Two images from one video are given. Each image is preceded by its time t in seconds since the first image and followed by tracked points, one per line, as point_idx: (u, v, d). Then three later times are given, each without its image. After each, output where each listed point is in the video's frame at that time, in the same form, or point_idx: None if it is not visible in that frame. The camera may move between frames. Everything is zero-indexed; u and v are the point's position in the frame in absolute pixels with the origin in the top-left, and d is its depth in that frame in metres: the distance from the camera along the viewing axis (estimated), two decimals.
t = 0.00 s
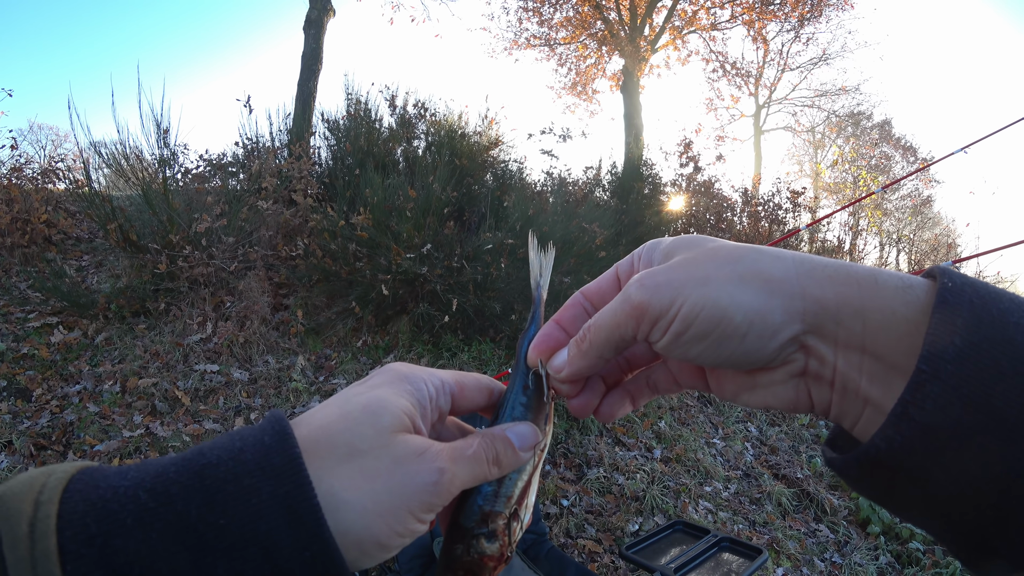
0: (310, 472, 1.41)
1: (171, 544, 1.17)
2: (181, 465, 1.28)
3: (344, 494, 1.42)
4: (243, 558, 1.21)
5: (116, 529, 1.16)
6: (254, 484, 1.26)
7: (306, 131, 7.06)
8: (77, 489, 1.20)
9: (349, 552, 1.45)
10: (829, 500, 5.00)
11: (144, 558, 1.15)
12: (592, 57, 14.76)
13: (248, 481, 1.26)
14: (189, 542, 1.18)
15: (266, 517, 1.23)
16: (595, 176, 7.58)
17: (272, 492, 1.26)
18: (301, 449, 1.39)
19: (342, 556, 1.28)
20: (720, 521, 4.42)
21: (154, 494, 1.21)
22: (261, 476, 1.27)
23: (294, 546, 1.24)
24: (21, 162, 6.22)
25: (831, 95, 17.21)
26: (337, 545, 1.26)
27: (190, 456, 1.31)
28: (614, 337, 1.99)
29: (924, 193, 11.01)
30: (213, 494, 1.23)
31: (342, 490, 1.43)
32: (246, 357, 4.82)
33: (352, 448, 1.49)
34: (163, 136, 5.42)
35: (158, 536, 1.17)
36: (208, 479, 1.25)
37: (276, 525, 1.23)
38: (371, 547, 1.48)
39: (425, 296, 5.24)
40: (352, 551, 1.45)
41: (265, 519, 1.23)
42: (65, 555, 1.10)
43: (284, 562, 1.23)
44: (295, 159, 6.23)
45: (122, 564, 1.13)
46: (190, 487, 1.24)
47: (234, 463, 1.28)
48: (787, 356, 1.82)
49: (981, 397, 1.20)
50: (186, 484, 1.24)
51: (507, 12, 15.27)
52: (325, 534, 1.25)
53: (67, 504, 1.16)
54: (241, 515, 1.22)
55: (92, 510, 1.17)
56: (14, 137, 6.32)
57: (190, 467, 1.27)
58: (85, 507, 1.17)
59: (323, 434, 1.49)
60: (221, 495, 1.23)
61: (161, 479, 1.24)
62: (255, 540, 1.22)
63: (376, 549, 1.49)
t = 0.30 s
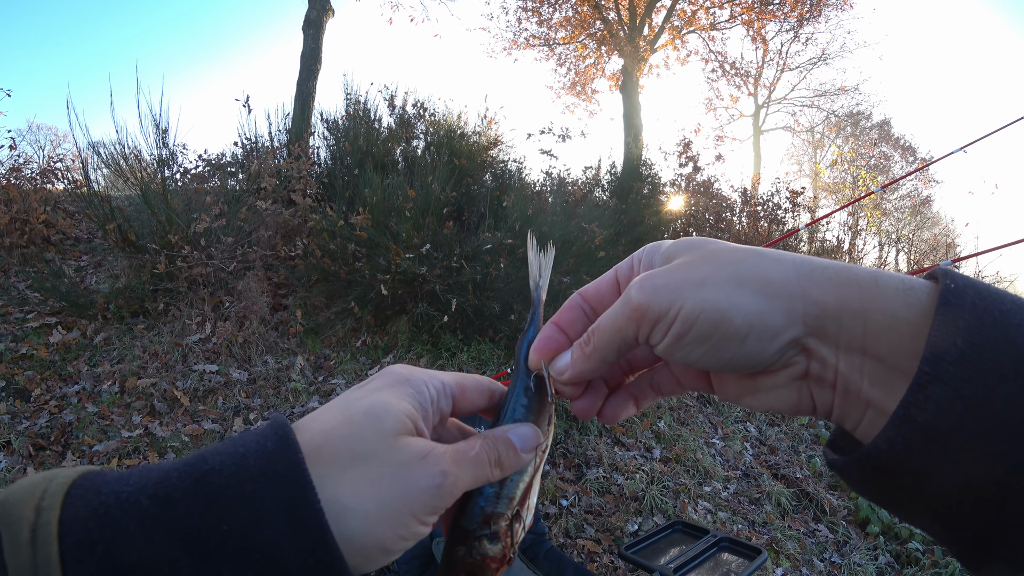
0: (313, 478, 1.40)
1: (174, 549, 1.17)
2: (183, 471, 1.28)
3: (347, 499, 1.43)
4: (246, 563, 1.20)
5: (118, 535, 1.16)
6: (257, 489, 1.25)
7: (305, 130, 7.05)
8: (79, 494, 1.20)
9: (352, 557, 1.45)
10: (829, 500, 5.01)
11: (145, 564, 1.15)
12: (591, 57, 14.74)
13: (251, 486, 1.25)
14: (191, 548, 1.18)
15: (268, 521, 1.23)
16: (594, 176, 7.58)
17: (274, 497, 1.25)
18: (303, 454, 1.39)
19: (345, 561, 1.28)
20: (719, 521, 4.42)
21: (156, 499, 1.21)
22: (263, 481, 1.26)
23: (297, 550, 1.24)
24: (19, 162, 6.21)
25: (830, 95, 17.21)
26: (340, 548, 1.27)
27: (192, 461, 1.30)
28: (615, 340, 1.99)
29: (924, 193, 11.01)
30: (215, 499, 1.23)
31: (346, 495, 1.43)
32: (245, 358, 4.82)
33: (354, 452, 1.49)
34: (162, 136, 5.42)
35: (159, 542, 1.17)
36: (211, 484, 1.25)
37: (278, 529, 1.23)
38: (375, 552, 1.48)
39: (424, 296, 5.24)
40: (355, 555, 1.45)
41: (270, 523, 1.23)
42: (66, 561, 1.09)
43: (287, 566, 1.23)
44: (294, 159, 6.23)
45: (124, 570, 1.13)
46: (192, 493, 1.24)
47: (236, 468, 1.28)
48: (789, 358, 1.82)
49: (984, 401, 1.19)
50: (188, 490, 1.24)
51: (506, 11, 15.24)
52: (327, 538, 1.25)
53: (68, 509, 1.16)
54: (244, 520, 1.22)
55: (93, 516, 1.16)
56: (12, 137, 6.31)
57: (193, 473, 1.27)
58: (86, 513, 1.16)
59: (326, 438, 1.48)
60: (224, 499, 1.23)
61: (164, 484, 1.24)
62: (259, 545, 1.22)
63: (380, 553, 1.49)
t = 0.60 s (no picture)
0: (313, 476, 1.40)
1: (175, 547, 1.17)
2: (183, 470, 1.28)
3: (346, 496, 1.42)
4: (245, 563, 1.20)
5: (119, 533, 1.15)
6: (257, 488, 1.25)
7: (305, 129, 7.05)
8: (79, 492, 1.20)
9: (352, 554, 1.44)
10: (829, 500, 5.00)
11: (145, 563, 1.14)
12: (591, 57, 14.74)
13: (250, 485, 1.25)
14: (191, 546, 1.18)
15: (268, 521, 1.23)
16: (594, 176, 7.58)
17: (273, 496, 1.25)
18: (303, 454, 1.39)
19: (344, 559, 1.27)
20: (719, 521, 4.41)
21: (156, 498, 1.21)
22: (263, 479, 1.26)
23: (296, 550, 1.23)
24: (19, 160, 6.21)
25: (830, 95, 17.19)
26: (339, 548, 1.26)
27: (192, 461, 1.30)
28: (615, 343, 1.99)
29: (924, 193, 11.00)
30: (215, 498, 1.23)
31: (345, 492, 1.42)
32: (245, 357, 4.81)
33: (352, 450, 1.48)
34: (162, 135, 5.41)
35: (160, 540, 1.16)
36: (211, 484, 1.25)
37: (278, 530, 1.23)
38: (375, 549, 1.48)
39: (424, 295, 5.23)
40: (355, 552, 1.44)
41: (270, 522, 1.23)
42: (67, 559, 1.09)
43: (286, 566, 1.22)
44: (294, 158, 6.22)
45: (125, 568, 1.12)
46: (193, 491, 1.23)
47: (236, 467, 1.27)
48: (789, 365, 1.81)
49: (986, 400, 1.19)
50: (188, 488, 1.23)
51: (506, 11, 15.22)
52: (326, 537, 1.24)
53: (69, 508, 1.15)
54: (243, 519, 1.22)
55: (94, 514, 1.16)
56: (11, 135, 6.30)
57: (193, 472, 1.27)
58: (87, 511, 1.16)
59: (324, 437, 1.48)
60: (224, 498, 1.23)
61: (164, 483, 1.24)
62: (259, 546, 1.21)
63: (380, 550, 1.49)
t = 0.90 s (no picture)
0: (308, 464, 1.40)
1: (174, 540, 1.16)
2: (182, 462, 1.27)
3: (342, 484, 1.42)
4: (243, 556, 1.19)
5: (118, 526, 1.15)
6: (255, 481, 1.25)
7: (306, 128, 7.04)
8: (79, 486, 1.19)
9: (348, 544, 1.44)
10: (830, 500, 5.00)
11: (145, 556, 1.14)
12: (593, 56, 14.73)
13: (249, 478, 1.25)
14: (190, 539, 1.17)
15: (267, 514, 1.22)
16: (596, 175, 7.57)
17: (272, 488, 1.24)
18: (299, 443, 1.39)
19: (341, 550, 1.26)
20: (720, 520, 4.41)
21: (155, 490, 1.21)
22: (261, 472, 1.26)
23: (295, 542, 1.22)
24: (20, 159, 6.21)
25: (832, 94, 17.16)
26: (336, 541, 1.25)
27: (191, 454, 1.30)
28: (611, 350, 1.99)
29: (926, 193, 11.00)
30: (214, 491, 1.22)
31: (341, 480, 1.42)
32: (246, 355, 4.81)
33: (348, 440, 1.49)
34: (163, 133, 5.41)
35: (159, 533, 1.16)
36: (210, 477, 1.24)
37: (277, 521, 1.22)
38: (372, 539, 1.48)
39: (425, 294, 5.23)
40: (351, 542, 1.44)
41: (268, 514, 1.22)
42: (67, 552, 1.09)
43: (285, 559, 1.21)
44: (295, 156, 6.22)
45: (124, 560, 1.12)
46: (191, 484, 1.23)
47: (234, 459, 1.27)
48: (783, 375, 1.80)
49: (982, 402, 1.18)
50: (187, 481, 1.23)
51: (508, 10, 15.21)
52: (324, 529, 1.24)
53: (68, 501, 1.15)
54: (242, 512, 1.21)
55: (93, 507, 1.16)
56: (12, 134, 6.30)
57: (191, 464, 1.26)
58: (86, 505, 1.16)
59: (320, 427, 1.49)
60: (222, 491, 1.22)
61: (163, 476, 1.24)
62: (257, 539, 1.20)
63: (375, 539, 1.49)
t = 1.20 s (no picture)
0: (305, 458, 1.42)
1: (172, 535, 1.16)
2: (181, 458, 1.27)
3: (339, 478, 1.42)
4: (240, 551, 1.19)
5: (118, 520, 1.15)
6: (253, 477, 1.25)
7: (308, 126, 7.05)
8: (78, 481, 1.19)
9: (343, 538, 1.44)
10: (832, 499, 4.99)
11: (143, 550, 1.14)
12: (595, 54, 14.70)
13: (246, 473, 1.25)
14: (189, 534, 1.17)
15: (265, 509, 1.22)
16: (598, 172, 7.56)
17: (269, 483, 1.24)
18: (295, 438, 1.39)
19: (338, 546, 1.26)
20: (722, 518, 4.41)
21: (154, 486, 1.21)
22: (259, 468, 1.26)
23: (292, 538, 1.22)
24: (22, 157, 6.21)
25: (834, 92, 17.10)
26: (335, 537, 1.25)
27: (189, 450, 1.30)
28: (609, 355, 1.99)
29: (929, 191, 10.97)
30: (212, 486, 1.22)
31: (337, 474, 1.42)
32: (248, 353, 4.81)
33: (345, 435, 1.49)
34: (165, 131, 5.41)
35: (157, 528, 1.16)
36: (208, 472, 1.24)
37: (275, 517, 1.22)
38: (369, 534, 1.48)
39: (427, 291, 5.22)
40: (347, 537, 1.44)
41: (266, 509, 1.22)
42: (65, 546, 1.09)
43: (283, 555, 1.21)
44: (297, 154, 6.22)
45: (124, 554, 1.12)
46: (189, 480, 1.23)
47: (233, 454, 1.27)
48: (781, 380, 1.80)
49: (980, 405, 1.17)
50: (185, 477, 1.23)
51: (510, 7, 15.17)
52: (321, 524, 1.23)
53: (67, 496, 1.15)
54: (239, 507, 1.21)
55: (92, 502, 1.16)
56: (15, 132, 6.30)
57: (190, 460, 1.26)
58: (85, 500, 1.16)
59: (318, 424, 1.50)
60: (220, 486, 1.22)
61: (161, 471, 1.24)
62: (254, 534, 1.20)
63: (371, 534, 1.48)
